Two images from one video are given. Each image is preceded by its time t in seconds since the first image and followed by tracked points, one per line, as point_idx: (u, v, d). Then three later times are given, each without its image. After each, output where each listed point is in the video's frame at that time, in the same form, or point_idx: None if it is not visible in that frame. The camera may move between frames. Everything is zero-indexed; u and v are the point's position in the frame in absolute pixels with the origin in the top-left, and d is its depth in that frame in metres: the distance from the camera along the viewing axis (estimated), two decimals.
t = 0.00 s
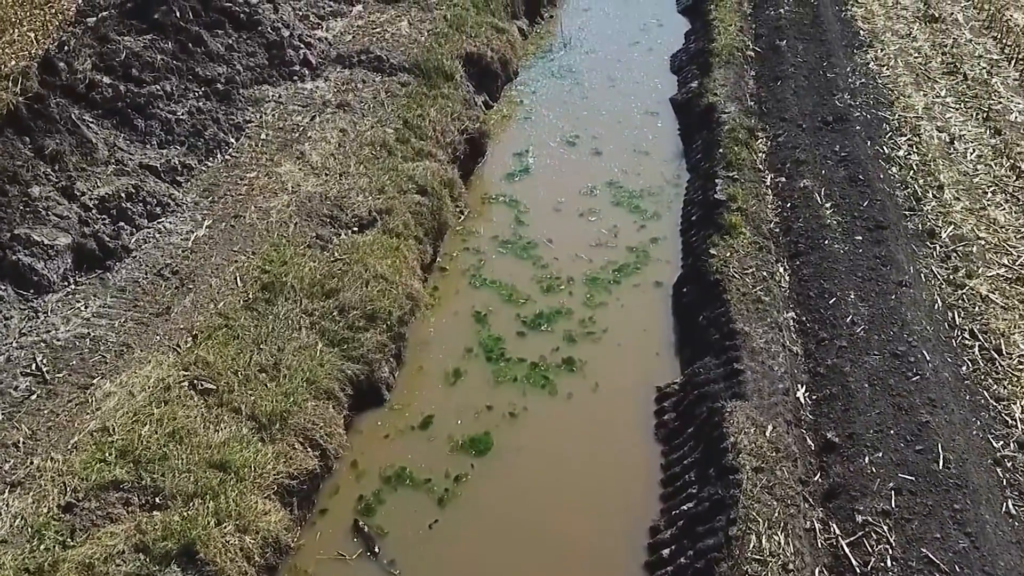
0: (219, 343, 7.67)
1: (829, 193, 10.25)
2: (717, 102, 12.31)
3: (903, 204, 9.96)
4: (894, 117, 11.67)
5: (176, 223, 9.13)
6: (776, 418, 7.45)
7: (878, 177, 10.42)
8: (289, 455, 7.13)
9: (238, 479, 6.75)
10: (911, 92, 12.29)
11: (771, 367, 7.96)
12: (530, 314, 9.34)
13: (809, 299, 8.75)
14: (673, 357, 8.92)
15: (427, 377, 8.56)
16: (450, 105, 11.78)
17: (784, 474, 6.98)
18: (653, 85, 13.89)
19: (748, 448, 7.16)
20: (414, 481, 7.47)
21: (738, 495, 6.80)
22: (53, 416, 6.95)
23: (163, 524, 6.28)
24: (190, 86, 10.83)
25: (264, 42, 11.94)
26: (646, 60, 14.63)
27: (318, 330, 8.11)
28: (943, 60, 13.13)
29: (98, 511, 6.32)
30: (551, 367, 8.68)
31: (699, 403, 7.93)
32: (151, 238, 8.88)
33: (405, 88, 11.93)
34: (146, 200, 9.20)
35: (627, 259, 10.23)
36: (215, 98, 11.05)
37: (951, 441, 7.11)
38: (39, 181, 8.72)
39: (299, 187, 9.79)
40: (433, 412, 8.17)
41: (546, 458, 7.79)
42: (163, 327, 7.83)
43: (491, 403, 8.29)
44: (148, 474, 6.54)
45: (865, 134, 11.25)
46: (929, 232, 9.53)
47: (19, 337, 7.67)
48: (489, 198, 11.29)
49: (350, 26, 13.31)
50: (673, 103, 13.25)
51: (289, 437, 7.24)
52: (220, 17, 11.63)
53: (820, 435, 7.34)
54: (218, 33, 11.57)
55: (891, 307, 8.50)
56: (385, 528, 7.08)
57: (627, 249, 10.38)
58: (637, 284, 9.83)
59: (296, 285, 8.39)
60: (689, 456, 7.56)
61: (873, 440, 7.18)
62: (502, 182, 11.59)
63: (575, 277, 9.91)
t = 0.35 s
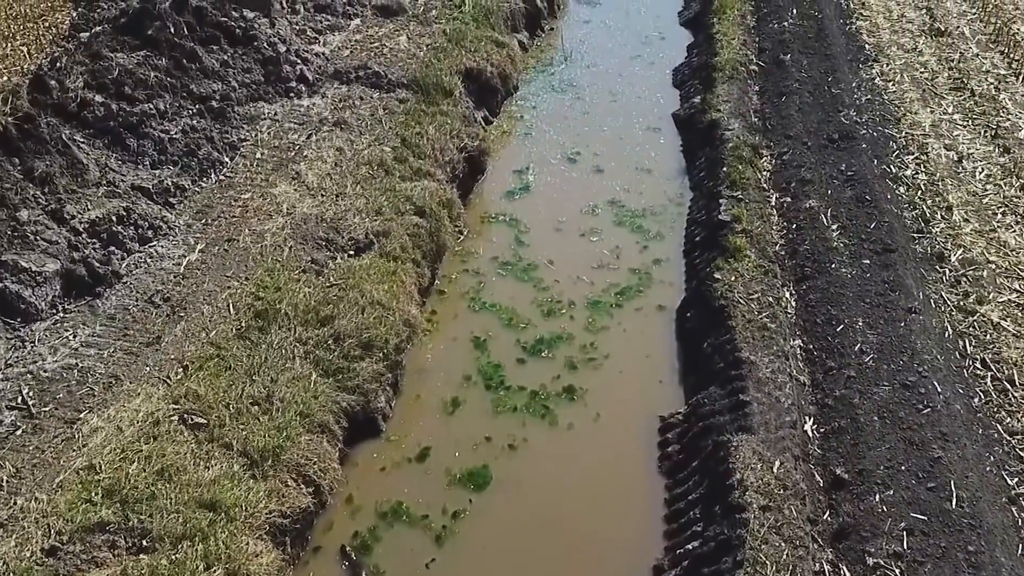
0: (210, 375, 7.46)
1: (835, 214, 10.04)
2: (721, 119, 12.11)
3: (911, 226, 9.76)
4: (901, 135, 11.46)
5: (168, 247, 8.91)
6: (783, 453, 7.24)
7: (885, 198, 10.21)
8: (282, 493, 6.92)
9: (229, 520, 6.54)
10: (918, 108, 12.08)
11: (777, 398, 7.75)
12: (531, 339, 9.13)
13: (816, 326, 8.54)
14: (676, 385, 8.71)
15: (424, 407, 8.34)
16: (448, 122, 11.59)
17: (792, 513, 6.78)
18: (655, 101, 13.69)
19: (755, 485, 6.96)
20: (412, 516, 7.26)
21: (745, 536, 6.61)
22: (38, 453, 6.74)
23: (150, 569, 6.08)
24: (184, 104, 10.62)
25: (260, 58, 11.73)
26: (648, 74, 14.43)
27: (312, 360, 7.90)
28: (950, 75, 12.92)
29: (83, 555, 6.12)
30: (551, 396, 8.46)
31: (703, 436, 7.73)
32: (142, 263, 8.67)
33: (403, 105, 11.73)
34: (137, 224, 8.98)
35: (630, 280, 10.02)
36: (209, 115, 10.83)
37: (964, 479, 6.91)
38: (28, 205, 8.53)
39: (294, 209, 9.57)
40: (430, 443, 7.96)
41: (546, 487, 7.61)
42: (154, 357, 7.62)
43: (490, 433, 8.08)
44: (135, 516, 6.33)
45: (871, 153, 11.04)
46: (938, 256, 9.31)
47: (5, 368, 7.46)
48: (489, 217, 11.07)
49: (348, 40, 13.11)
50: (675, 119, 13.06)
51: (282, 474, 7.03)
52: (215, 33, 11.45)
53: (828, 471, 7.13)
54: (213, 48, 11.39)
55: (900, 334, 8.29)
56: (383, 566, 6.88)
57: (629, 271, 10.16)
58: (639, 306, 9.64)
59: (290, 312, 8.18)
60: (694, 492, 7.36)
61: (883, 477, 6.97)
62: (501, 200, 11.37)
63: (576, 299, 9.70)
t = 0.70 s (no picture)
0: (200, 409, 7.26)
1: (842, 235, 9.82)
2: (724, 135, 11.91)
3: (919, 248, 9.55)
4: (908, 152, 11.25)
5: (159, 272, 8.70)
6: (790, 489, 7.04)
7: (893, 218, 10.00)
8: (273, 532, 6.71)
9: (218, 562, 6.34)
10: (925, 124, 11.87)
11: (783, 430, 7.54)
12: (532, 365, 8.90)
13: (823, 354, 8.32)
14: (680, 414, 8.50)
15: (420, 437, 8.12)
16: (447, 139, 11.38)
17: (799, 554, 6.59)
18: (657, 115, 13.48)
19: (762, 524, 6.75)
20: (409, 553, 7.05)
21: None
22: (22, 491, 6.54)
23: None
24: (177, 121, 10.42)
25: (256, 73, 11.53)
26: (650, 87, 14.22)
27: (306, 391, 7.69)
28: (957, 89, 12.72)
29: None
30: (552, 426, 8.25)
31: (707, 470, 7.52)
32: (132, 288, 8.45)
33: (401, 121, 11.53)
34: (128, 247, 8.77)
35: (633, 302, 9.80)
36: (203, 133, 10.61)
37: (978, 518, 6.70)
38: (16, 230, 8.34)
39: (289, 231, 9.36)
40: (426, 475, 7.75)
41: (544, 518, 7.43)
42: (143, 389, 7.41)
43: (489, 465, 7.86)
44: (121, 559, 6.13)
45: (878, 171, 10.83)
46: (947, 279, 9.10)
47: None
48: (489, 236, 10.84)
49: (346, 54, 12.92)
50: (678, 134, 12.85)
51: (273, 512, 6.82)
52: (210, 47, 11.25)
53: (837, 508, 6.93)
54: (208, 63, 11.20)
55: (910, 363, 8.07)
56: None
57: (631, 293, 9.94)
58: (642, 329, 9.44)
59: (283, 341, 7.97)
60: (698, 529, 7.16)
61: (894, 515, 6.77)
62: (501, 218, 11.15)
63: (578, 322, 9.48)
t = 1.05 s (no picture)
0: (189, 442, 7.04)
1: (849, 255, 9.60)
2: (728, 150, 11.69)
3: (928, 269, 9.33)
4: (915, 169, 11.03)
5: (149, 295, 8.48)
6: (798, 527, 6.84)
7: (901, 238, 9.78)
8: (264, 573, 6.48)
9: None
10: (932, 139, 11.66)
11: (791, 463, 7.33)
12: (532, 391, 8.68)
13: (831, 381, 8.11)
14: (683, 442, 8.29)
15: (416, 468, 7.91)
16: (445, 155, 11.18)
17: None
18: (659, 128, 13.26)
19: (770, 564, 6.56)
20: None
21: None
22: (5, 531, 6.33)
23: None
24: (170, 137, 10.21)
25: (251, 87, 11.31)
26: (652, 99, 14.01)
27: (298, 422, 7.47)
28: (964, 102, 12.50)
29: None
30: (551, 455, 8.03)
31: (712, 503, 7.31)
32: (121, 313, 8.23)
33: (398, 136, 11.32)
34: (118, 270, 8.55)
35: (635, 324, 9.59)
36: (196, 149, 10.39)
37: (992, 557, 6.50)
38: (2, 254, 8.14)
39: (283, 252, 9.15)
40: (423, 508, 7.53)
41: (545, 553, 7.22)
42: (131, 421, 7.19)
43: (487, 497, 7.65)
44: None
45: (885, 188, 10.61)
46: (957, 302, 8.89)
47: None
48: (488, 254, 10.62)
49: (343, 66, 12.71)
50: (680, 148, 12.63)
51: (264, 552, 6.60)
52: (204, 61, 11.06)
53: (847, 547, 6.75)
54: (202, 78, 11.00)
55: (920, 391, 7.86)
56: None
57: (633, 314, 9.72)
58: (644, 353, 9.21)
59: (276, 369, 7.75)
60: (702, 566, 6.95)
61: (905, 555, 6.58)
62: (501, 236, 10.93)
63: (579, 345, 9.25)
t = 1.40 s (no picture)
0: (177, 478, 6.83)
1: (855, 276, 9.38)
2: (730, 165, 11.47)
3: (937, 291, 9.11)
4: (922, 185, 10.81)
5: (138, 321, 8.25)
6: (806, 566, 6.64)
7: (908, 258, 9.56)
8: None
9: None
10: (939, 154, 11.43)
11: (797, 498, 7.13)
12: (531, 418, 8.45)
13: (838, 410, 7.88)
14: (686, 472, 8.07)
15: (412, 500, 7.69)
16: (442, 172, 10.97)
17: None
18: (660, 142, 13.04)
19: None
20: None
21: None
22: None
23: None
24: (161, 154, 9.97)
25: (244, 101, 11.06)
26: (653, 111, 13.79)
27: (290, 455, 7.26)
28: (971, 116, 12.28)
29: None
30: (551, 486, 7.81)
31: (716, 539, 7.11)
32: (108, 340, 8.01)
33: (394, 152, 11.10)
34: (105, 294, 8.31)
35: (636, 347, 9.36)
36: (188, 166, 10.15)
37: None
38: None
39: (276, 274, 8.92)
40: (420, 542, 7.32)
41: None
42: (117, 455, 6.98)
43: (485, 531, 7.43)
44: None
45: (892, 206, 10.39)
46: (966, 326, 8.67)
47: None
48: (486, 273, 10.39)
49: (339, 79, 12.48)
50: (682, 162, 12.42)
51: None
52: (196, 74, 10.82)
53: None
54: (194, 92, 10.76)
55: (930, 421, 7.63)
56: None
57: (635, 337, 9.49)
58: (646, 377, 8.98)
59: (267, 399, 7.53)
60: None
61: None
62: (499, 254, 10.70)
63: (579, 369, 9.02)
